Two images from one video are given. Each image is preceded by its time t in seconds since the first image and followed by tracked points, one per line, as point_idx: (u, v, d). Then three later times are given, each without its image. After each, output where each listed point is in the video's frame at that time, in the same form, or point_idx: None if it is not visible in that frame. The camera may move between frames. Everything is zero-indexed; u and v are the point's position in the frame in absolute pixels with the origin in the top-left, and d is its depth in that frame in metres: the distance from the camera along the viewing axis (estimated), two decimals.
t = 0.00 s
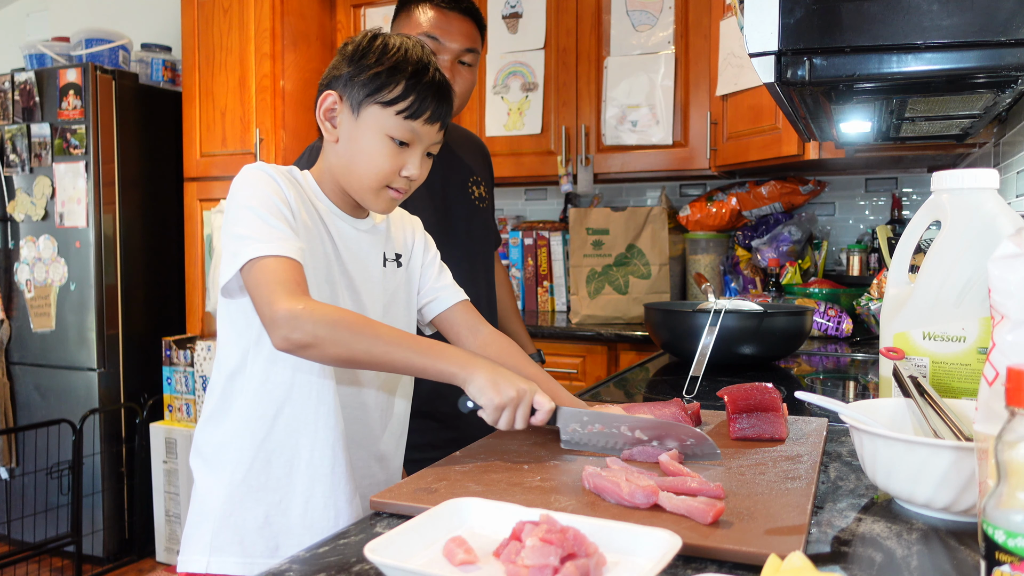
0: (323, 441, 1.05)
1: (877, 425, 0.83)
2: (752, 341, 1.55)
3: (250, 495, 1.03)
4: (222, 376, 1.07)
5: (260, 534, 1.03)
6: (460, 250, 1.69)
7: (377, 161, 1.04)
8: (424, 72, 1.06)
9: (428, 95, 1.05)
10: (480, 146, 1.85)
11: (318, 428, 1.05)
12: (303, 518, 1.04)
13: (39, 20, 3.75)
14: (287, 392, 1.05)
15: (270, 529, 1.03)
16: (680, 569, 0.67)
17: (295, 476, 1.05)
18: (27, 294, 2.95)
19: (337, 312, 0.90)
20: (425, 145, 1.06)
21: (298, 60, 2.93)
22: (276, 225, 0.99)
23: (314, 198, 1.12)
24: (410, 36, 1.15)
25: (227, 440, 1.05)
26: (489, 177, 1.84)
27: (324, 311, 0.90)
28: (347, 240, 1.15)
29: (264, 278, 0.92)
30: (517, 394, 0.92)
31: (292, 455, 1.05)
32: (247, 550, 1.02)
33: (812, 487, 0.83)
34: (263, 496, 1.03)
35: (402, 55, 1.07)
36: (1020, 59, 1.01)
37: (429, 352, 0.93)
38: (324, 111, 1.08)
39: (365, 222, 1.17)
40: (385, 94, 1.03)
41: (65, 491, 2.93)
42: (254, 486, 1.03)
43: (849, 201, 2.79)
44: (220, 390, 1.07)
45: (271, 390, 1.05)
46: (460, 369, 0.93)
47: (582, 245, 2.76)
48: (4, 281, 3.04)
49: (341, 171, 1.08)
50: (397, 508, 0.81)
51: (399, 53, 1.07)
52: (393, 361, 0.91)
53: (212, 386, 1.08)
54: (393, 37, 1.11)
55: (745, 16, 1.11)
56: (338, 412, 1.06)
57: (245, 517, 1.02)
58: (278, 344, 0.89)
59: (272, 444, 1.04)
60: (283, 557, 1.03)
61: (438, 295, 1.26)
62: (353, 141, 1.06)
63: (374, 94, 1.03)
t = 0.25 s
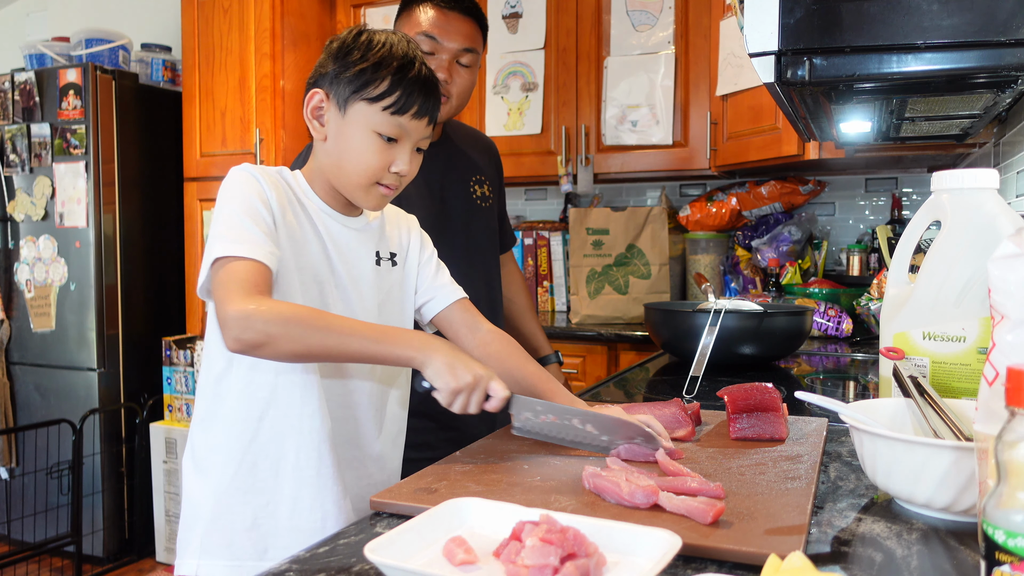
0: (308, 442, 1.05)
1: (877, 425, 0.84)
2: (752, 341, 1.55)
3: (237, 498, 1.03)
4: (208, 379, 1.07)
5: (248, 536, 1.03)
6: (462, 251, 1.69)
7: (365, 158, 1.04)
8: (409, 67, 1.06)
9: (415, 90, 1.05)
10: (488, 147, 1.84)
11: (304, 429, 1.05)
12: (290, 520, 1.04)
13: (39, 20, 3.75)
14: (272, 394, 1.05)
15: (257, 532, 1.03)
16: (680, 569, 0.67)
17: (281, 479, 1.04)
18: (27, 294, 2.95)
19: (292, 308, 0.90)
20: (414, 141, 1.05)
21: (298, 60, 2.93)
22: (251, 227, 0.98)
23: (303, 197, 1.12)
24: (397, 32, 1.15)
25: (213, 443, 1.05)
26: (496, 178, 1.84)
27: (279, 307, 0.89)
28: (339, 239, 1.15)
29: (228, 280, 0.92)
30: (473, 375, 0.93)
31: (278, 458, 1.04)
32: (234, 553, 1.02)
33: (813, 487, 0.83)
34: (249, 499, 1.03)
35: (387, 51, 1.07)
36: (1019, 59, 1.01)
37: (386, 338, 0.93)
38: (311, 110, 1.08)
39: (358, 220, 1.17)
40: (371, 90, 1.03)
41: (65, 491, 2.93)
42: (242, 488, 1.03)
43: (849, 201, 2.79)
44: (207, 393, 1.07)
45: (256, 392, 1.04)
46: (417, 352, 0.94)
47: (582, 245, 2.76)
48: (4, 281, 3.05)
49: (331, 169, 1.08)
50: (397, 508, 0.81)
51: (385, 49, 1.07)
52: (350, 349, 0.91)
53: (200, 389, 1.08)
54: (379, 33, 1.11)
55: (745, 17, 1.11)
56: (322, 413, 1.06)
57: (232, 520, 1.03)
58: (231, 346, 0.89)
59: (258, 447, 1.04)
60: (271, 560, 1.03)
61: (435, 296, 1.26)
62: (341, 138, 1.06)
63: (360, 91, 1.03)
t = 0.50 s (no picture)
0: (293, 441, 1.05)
1: (878, 425, 0.83)
2: (752, 341, 1.55)
3: (220, 499, 1.03)
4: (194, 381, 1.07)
5: (231, 538, 1.02)
6: (461, 248, 1.69)
7: (352, 155, 1.03)
8: (393, 63, 1.06)
9: (399, 85, 1.04)
10: (489, 146, 1.84)
11: (287, 428, 1.04)
12: (274, 520, 1.03)
13: (39, 20, 3.76)
14: (255, 393, 1.04)
15: (240, 533, 1.02)
16: (681, 569, 0.67)
17: (264, 480, 1.04)
18: (27, 294, 2.96)
19: (233, 294, 0.87)
20: (401, 136, 1.05)
21: (298, 60, 2.93)
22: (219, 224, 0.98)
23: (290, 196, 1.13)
24: (382, 29, 1.15)
25: (197, 444, 1.05)
26: (497, 176, 1.84)
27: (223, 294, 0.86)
28: (328, 237, 1.15)
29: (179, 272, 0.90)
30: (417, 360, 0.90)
31: (261, 459, 1.04)
32: (218, 554, 1.02)
33: (813, 487, 0.83)
34: (233, 500, 1.03)
35: (371, 48, 1.07)
36: (1020, 59, 1.01)
37: (329, 321, 0.89)
38: (297, 109, 1.08)
39: (347, 217, 1.16)
40: (356, 87, 1.03)
41: (65, 491, 2.93)
42: (227, 489, 1.03)
43: (849, 201, 2.79)
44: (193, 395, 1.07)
45: (238, 392, 1.04)
46: (358, 333, 0.90)
47: (582, 245, 2.76)
48: (4, 281, 3.05)
49: (319, 168, 1.08)
50: (397, 508, 0.81)
51: (369, 46, 1.07)
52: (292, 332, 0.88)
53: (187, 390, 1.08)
54: (364, 31, 1.11)
55: (745, 17, 1.11)
56: (303, 413, 1.06)
57: (216, 521, 1.02)
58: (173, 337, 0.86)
59: (242, 448, 1.04)
60: (254, 561, 1.03)
61: (432, 296, 1.26)
62: (328, 136, 1.06)
63: (344, 87, 1.04)
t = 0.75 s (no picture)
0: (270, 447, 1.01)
1: (878, 425, 0.83)
2: (752, 341, 1.55)
3: (199, 502, 1.01)
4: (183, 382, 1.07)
5: (209, 543, 1.00)
6: (460, 249, 1.69)
7: (337, 149, 1.03)
8: (373, 56, 1.06)
9: (380, 78, 1.05)
10: (485, 146, 1.84)
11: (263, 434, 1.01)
12: (249, 527, 1.00)
13: (39, 20, 3.76)
14: (231, 398, 1.02)
15: (217, 538, 1.00)
16: (680, 569, 0.67)
17: (240, 485, 1.01)
18: (27, 294, 2.96)
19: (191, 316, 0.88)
20: (385, 129, 1.05)
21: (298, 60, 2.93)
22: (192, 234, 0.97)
23: (283, 197, 1.12)
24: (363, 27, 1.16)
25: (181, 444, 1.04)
26: (494, 177, 1.84)
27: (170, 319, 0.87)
28: (323, 238, 1.14)
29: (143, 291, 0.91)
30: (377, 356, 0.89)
31: (237, 462, 1.01)
32: (197, 558, 1.00)
33: (813, 487, 0.83)
34: (210, 503, 1.01)
35: (351, 43, 1.07)
36: (1020, 59, 1.01)
37: (287, 329, 0.89)
38: (281, 108, 1.09)
39: (342, 217, 1.16)
40: (337, 82, 1.04)
41: (65, 491, 2.93)
42: (205, 493, 1.01)
43: (849, 201, 2.79)
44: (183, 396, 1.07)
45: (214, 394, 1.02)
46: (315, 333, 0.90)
47: (582, 245, 2.76)
48: (4, 281, 3.05)
49: (306, 166, 1.08)
50: (397, 508, 0.81)
51: (348, 41, 1.07)
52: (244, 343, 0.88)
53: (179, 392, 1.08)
54: (344, 28, 1.11)
55: (745, 17, 1.11)
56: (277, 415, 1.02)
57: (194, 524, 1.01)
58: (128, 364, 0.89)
59: (217, 450, 1.01)
60: (230, 569, 1.00)
61: (431, 297, 1.26)
62: (312, 132, 1.06)
63: (325, 82, 1.04)
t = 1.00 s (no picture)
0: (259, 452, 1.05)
1: (878, 425, 0.83)
2: (752, 341, 1.55)
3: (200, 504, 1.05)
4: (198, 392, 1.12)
5: (206, 544, 1.03)
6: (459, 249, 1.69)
7: (338, 148, 1.03)
8: (370, 54, 1.06)
9: (378, 76, 1.05)
10: (484, 147, 1.84)
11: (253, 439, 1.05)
12: (241, 530, 1.03)
13: (38, 20, 3.75)
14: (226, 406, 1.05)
15: (212, 540, 1.03)
16: (681, 569, 0.67)
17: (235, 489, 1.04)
18: (27, 294, 2.96)
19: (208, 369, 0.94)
20: (385, 127, 1.05)
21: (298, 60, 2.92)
22: (199, 260, 1.00)
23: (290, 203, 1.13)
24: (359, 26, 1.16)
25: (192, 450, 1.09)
26: (492, 178, 1.84)
27: (193, 367, 0.94)
28: (330, 242, 1.14)
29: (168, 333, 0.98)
30: (388, 404, 0.88)
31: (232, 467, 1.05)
32: (195, 559, 1.04)
33: (813, 487, 0.83)
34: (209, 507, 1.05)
35: (347, 43, 1.07)
36: (1020, 59, 1.01)
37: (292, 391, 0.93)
38: (281, 109, 1.09)
39: (349, 218, 1.16)
40: (335, 82, 1.04)
41: (65, 491, 2.93)
42: (206, 500, 1.05)
43: (849, 201, 2.79)
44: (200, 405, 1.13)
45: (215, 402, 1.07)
46: (321, 398, 0.92)
47: (582, 245, 2.76)
48: (4, 281, 3.05)
49: (307, 166, 1.08)
50: (397, 508, 0.81)
51: (345, 41, 1.08)
52: (259, 405, 0.92)
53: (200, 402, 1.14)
54: (342, 28, 1.11)
55: (745, 17, 1.11)
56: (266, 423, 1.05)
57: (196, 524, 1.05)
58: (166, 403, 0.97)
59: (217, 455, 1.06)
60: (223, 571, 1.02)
61: (441, 299, 1.26)
62: (312, 132, 1.06)
63: (323, 82, 1.04)
